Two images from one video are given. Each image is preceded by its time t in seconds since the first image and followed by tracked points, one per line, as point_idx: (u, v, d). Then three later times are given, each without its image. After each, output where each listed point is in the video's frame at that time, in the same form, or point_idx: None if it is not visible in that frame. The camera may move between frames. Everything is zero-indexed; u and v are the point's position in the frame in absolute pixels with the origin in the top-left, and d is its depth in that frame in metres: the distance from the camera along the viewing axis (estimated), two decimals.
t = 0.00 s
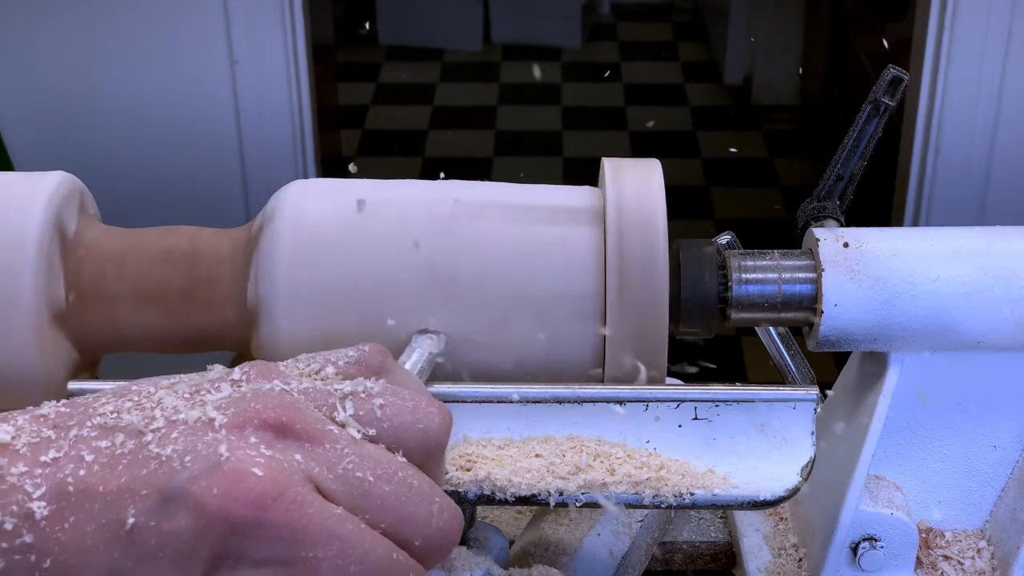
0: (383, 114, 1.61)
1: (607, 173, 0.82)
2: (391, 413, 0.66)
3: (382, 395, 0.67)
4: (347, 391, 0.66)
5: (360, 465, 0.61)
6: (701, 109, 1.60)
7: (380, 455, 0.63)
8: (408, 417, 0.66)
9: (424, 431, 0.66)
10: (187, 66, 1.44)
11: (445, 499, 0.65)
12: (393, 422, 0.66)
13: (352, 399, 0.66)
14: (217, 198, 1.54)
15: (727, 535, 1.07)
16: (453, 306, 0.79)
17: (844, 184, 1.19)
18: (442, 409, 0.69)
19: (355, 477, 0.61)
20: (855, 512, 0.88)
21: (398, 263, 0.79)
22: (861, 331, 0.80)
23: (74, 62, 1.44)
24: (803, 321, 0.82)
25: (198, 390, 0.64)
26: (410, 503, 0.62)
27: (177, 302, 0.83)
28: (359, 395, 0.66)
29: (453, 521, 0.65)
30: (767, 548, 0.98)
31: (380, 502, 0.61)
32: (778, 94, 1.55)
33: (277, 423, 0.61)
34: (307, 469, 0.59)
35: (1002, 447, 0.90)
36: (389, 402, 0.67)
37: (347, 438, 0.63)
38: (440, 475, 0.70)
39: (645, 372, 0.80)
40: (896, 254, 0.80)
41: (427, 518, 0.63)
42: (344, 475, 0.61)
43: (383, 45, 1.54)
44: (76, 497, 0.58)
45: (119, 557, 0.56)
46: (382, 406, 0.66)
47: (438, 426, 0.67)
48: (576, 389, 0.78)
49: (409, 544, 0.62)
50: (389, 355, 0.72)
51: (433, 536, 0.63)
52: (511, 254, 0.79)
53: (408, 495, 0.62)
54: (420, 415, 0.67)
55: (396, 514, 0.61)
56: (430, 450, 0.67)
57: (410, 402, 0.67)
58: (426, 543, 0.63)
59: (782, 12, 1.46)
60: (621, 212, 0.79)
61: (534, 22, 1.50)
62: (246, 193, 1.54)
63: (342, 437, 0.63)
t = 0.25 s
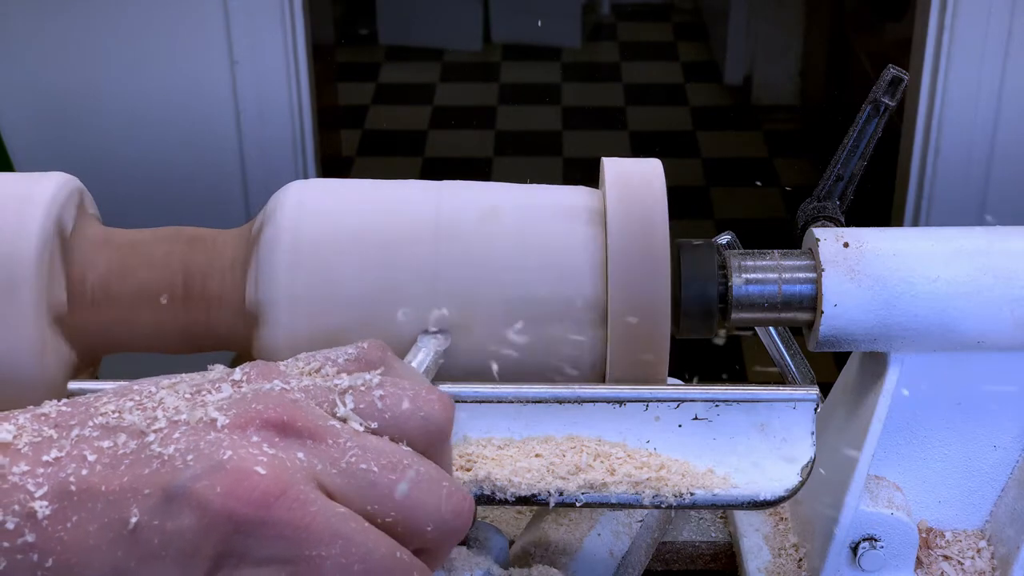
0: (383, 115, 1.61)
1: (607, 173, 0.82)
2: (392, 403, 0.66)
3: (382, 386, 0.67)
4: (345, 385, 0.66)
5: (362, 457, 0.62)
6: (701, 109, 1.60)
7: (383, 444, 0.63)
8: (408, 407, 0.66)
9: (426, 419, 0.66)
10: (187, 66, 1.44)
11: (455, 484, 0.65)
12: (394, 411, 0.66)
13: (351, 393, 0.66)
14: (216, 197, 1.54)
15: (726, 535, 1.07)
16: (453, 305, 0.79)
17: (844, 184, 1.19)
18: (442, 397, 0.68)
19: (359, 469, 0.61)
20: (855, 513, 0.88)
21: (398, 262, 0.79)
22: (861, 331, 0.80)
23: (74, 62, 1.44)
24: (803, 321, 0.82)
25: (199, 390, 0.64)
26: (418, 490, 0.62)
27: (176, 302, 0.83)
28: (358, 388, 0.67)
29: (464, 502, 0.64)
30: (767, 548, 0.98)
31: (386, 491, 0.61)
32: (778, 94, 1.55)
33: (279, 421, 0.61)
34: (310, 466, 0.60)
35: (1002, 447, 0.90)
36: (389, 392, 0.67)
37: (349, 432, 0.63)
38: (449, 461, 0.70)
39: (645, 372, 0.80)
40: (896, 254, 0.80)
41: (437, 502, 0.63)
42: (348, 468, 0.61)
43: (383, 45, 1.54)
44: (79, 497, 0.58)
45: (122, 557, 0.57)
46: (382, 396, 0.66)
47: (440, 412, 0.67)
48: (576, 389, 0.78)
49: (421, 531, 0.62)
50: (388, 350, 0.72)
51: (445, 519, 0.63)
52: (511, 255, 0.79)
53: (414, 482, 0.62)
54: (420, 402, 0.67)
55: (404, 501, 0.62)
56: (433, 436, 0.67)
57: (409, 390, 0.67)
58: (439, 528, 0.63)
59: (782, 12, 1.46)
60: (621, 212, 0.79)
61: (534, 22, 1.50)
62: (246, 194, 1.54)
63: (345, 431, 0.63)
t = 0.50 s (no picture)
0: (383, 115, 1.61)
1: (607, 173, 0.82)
2: (395, 400, 0.66)
3: (384, 383, 0.67)
4: (348, 382, 0.66)
5: (366, 454, 0.61)
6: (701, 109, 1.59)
7: (387, 441, 0.63)
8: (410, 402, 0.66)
9: (428, 413, 0.66)
10: (187, 66, 1.44)
11: (459, 478, 0.65)
12: (396, 406, 0.66)
13: (353, 390, 0.66)
14: (216, 197, 1.54)
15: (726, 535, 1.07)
16: (453, 305, 0.79)
17: (844, 184, 1.19)
18: (442, 390, 0.68)
19: (363, 467, 0.61)
20: (855, 513, 0.88)
21: (398, 262, 0.79)
22: (860, 331, 0.80)
23: (74, 62, 1.44)
24: (803, 321, 0.82)
25: (201, 389, 0.65)
26: (421, 485, 0.62)
27: (176, 302, 0.83)
28: (360, 385, 0.67)
29: (468, 498, 0.64)
30: (767, 549, 0.98)
31: (391, 487, 0.61)
32: (778, 94, 1.55)
33: (282, 420, 0.62)
34: (314, 465, 0.60)
35: (1002, 447, 0.90)
36: (391, 388, 0.67)
37: (352, 429, 0.63)
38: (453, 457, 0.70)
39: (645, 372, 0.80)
40: (896, 254, 0.80)
41: (442, 499, 0.63)
42: (352, 466, 0.61)
43: (383, 45, 1.54)
44: (81, 496, 0.58)
45: (126, 556, 0.57)
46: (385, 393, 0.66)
47: (441, 407, 0.67)
48: (576, 389, 0.78)
49: (427, 526, 0.63)
50: (389, 347, 0.72)
51: (450, 514, 0.63)
52: (511, 255, 0.79)
53: (418, 478, 0.62)
54: (422, 397, 0.67)
55: (409, 497, 0.62)
56: (436, 431, 0.67)
57: (411, 386, 0.67)
58: (444, 523, 0.63)
59: (782, 12, 1.47)
60: (621, 212, 0.79)
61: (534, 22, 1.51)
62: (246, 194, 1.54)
63: (348, 429, 0.63)
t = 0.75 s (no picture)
0: (383, 115, 1.61)
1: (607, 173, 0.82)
2: (399, 400, 0.66)
3: (388, 383, 0.67)
4: (352, 383, 0.66)
5: (369, 453, 0.61)
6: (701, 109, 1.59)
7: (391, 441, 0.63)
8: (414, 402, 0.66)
9: (432, 412, 0.66)
10: (187, 66, 1.44)
11: (463, 478, 0.64)
12: (400, 405, 0.66)
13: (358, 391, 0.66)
14: (215, 197, 1.54)
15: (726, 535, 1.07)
16: (453, 305, 0.79)
17: (844, 184, 1.19)
18: (445, 389, 0.68)
19: (367, 466, 0.61)
20: (855, 513, 0.88)
21: (398, 263, 0.79)
22: (860, 331, 0.80)
23: (74, 61, 1.44)
24: (803, 321, 0.82)
25: (205, 388, 0.65)
26: (425, 484, 0.62)
27: (177, 302, 0.83)
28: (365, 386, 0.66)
29: (473, 496, 0.64)
30: (767, 549, 0.98)
31: (394, 486, 0.61)
32: (779, 93, 1.56)
33: (286, 420, 0.62)
34: (319, 464, 0.60)
35: (1002, 447, 0.90)
36: (395, 387, 0.66)
37: (356, 429, 0.63)
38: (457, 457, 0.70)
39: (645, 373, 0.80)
40: (896, 254, 0.80)
41: (446, 497, 0.63)
42: (355, 466, 0.61)
43: (383, 45, 1.54)
44: (86, 495, 0.58)
45: (130, 555, 0.57)
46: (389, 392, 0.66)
47: (446, 407, 0.67)
48: (576, 389, 0.77)
49: (432, 525, 0.62)
50: (394, 347, 0.72)
51: (454, 513, 0.63)
52: (510, 255, 0.79)
53: (422, 477, 0.62)
54: (426, 397, 0.67)
55: (413, 496, 0.61)
56: (439, 431, 0.67)
57: (415, 386, 0.67)
58: (448, 522, 0.63)
59: (781, 12, 1.47)
60: (621, 212, 0.79)
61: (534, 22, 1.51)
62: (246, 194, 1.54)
63: (352, 429, 0.63)
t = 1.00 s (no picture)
0: (383, 115, 1.61)
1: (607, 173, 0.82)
2: (403, 401, 0.66)
3: (393, 383, 0.66)
4: (357, 383, 0.66)
5: (374, 453, 0.62)
6: (701, 108, 1.60)
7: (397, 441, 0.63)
8: (417, 403, 0.66)
9: (438, 412, 0.66)
10: (188, 66, 1.44)
11: (468, 478, 0.64)
12: (403, 405, 0.65)
13: (363, 391, 0.66)
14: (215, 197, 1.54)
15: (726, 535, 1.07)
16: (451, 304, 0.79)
17: (844, 184, 1.19)
18: (451, 391, 0.68)
19: (372, 466, 0.61)
20: (855, 512, 0.88)
21: (398, 263, 0.79)
22: (860, 331, 0.80)
23: (74, 61, 1.44)
24: (803, 321, 0.82)
25: (210, 387, 0.65)
26: (429, 485, 0.62)
27: (178, 302, 0.83)
28: (369, 386, 0.66)
29: (477, 497, 0.64)
30: (767, 548, 0.98)
31: (399, 487, 0.61)
32: (779, 93, 1.56)
33: (292, 419, 0.62)
34: (324, 464, 0.60)
35: (1002, 447, 0.90)
36: (399, 387, 0.66)
37: (362, 429, 0.63)
38: (460, 457, 0.70)
39: (645, 372, 0.80)
40: (896, 254, 0.80)
41: (450, 498, 0.63)
42: (360, 466, 0.61)
43: (383, 45, 1.54)
44: (90, 493, 0.58)
45: (136, 553, 0.57)
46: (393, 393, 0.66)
47: (450, 407, 0.67)
48: (576, 389, 0.78)
49: (436, 525, 0.62)
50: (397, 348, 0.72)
51: (459, 513, 0.63)
52: (511, 255, 0.79)
53: (426, 477, 0.62)
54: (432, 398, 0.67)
55: (418, 496, 0.61)
56: (445, 432, 0.67)
57: (421, 386, 0.67)
58: (452, 522, 0.63)
59: (781, 12, 1.47)
60: (621, 211, 0.79)
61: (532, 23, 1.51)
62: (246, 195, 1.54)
63: (357, 429, 0.63)
